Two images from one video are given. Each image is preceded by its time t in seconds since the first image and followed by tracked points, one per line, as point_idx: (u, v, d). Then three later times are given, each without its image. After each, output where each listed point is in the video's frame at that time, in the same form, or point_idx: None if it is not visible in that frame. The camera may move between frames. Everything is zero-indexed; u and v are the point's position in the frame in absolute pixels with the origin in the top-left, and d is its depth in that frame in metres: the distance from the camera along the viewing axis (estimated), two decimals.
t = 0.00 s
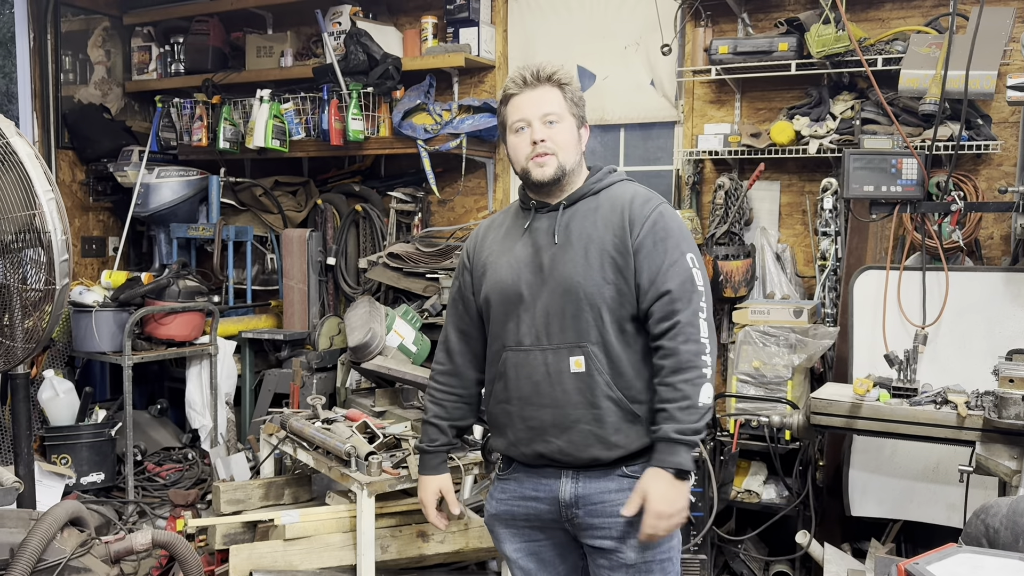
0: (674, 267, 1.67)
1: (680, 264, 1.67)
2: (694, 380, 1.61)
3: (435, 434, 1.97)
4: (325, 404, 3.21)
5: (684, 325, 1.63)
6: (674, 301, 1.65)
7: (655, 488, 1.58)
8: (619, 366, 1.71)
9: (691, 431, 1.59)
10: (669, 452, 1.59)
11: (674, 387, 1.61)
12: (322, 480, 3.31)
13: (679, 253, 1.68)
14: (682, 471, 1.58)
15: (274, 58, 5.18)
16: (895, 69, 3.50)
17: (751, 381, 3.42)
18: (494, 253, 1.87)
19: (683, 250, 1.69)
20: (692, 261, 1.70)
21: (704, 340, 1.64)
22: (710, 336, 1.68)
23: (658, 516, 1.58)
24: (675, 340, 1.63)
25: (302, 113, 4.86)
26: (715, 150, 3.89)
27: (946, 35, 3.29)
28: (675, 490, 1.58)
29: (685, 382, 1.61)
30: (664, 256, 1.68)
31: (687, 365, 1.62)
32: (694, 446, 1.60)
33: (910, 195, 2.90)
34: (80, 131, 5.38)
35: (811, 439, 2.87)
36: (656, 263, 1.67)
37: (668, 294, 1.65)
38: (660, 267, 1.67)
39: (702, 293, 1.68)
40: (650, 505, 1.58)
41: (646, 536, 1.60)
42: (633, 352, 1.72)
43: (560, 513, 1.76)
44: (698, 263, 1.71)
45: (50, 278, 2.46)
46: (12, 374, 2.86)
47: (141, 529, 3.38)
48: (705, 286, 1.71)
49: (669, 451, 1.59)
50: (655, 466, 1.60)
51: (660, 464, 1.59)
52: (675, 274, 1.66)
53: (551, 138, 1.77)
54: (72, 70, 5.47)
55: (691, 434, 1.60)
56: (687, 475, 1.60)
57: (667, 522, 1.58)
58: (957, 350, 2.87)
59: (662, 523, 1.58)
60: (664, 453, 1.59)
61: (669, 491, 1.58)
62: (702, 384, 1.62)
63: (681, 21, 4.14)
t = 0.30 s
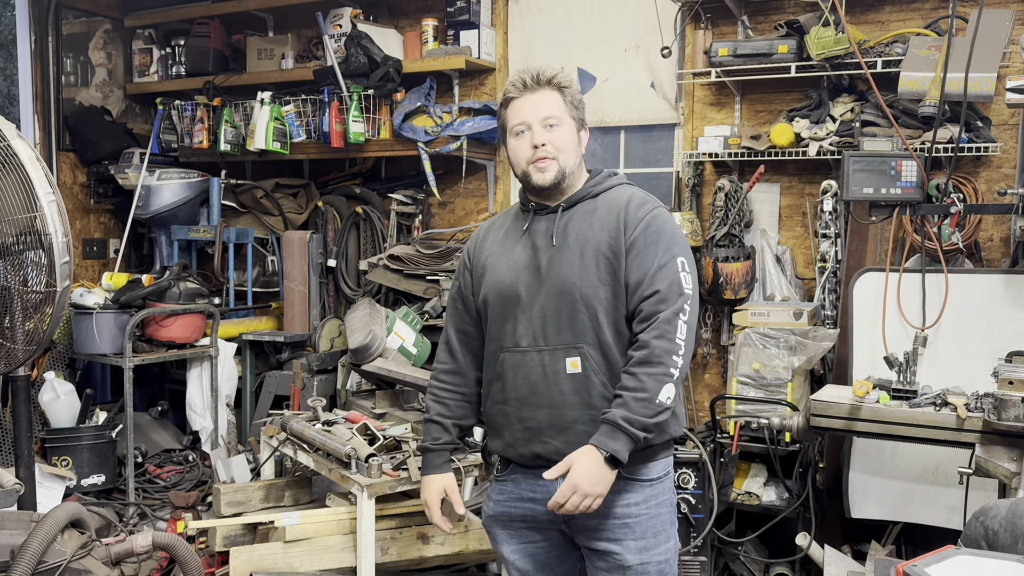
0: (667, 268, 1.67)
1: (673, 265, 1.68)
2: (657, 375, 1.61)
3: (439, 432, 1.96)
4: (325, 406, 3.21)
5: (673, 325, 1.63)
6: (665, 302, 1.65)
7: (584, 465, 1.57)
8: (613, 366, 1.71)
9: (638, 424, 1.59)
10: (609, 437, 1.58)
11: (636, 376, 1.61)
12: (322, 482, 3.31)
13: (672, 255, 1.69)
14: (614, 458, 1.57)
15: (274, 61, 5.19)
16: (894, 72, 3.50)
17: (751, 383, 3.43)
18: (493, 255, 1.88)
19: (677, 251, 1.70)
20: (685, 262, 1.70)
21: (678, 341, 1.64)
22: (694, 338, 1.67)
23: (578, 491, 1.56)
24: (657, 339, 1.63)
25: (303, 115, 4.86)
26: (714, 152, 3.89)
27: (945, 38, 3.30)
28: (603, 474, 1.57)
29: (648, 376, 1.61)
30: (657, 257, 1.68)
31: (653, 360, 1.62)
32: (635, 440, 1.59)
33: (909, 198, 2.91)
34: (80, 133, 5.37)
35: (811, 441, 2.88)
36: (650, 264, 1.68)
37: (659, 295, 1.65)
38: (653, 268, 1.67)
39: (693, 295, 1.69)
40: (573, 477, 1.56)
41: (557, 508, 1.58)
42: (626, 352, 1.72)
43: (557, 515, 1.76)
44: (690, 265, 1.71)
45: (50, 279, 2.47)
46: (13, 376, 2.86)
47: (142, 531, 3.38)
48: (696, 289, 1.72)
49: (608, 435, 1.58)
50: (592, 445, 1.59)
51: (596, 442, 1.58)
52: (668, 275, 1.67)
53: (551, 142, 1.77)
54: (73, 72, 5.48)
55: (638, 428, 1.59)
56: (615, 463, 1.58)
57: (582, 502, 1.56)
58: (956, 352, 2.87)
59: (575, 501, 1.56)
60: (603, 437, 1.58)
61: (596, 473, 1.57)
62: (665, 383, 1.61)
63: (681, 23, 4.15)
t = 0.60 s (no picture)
0: (667, 270, 1.68)
1: (675, 266, 1.68)
2: (674, 375, 1.62)
3: (436, 436, 1.97)
4: (325, 407, 3.21)
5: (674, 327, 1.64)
6: (665, 303, 1.65)
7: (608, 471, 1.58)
8: (612, 368, 1.71)
9: (655, 425, 1.61)
10: (630, 439, 1.60)
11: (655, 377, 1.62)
12: (322, 484, 3.32)
13: (672, 257, 1.69)
14: (637, 461, 1.59)
15: (275, 63, 5.19)
16: (893, 74, 3.51)
17: (750, 384, 3.43)
18: (491, 257, 1.88)
19: (676, 253, 1.70)
20: (685, 264, 1.70)
21: (693, 341, 1.65)
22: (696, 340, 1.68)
23: (603, 495, 1.57)
24: (660, 341, 1.63)
25: (303, 117, 4.87)
26: (714, 154, 3.89)
27: (944, 40, 3.30)
28: (625, 477, 1.59)
29: (666, 376, 1.62)
30: (656, 259, 1.69)
31: (666, 362, 1.62)
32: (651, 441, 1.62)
33: (909, 200, 2.91)
34: (81, 135, 5.39)
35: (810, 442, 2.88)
36: (649, 266, 1.69)
37: (659, 297, 1.66)
38: (653, 270, 1.68)
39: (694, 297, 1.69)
40: (598, 482, 1.57)
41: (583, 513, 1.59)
42: (626, 353, 1.73)
43: (554, 517, 1.76)
44: (690, 267, 1.72)
45: (51, 281, 2.47)
46: (13, 377, 2.86)
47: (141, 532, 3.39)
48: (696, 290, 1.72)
49: (628, 436, 1.60)
50: (611, 446, 1.60)
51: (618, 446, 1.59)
52: (667, 278, 1.67)
53: (547, 144, 1.78)
54: (74, 74, 5.50)
55: (654, 429, 1.61)
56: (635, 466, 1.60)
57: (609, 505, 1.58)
58: (955, 354, 2.88)
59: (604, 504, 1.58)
60: (625, 439, 1.60)
61: (619, 477, 1.58)
62: (683, 383, 1.63)
63: (681, 26, 4.15)
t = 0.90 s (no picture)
0: (668, 272, 1.68)
1: (673, 269, 1.69)
2: (666, 384, 1.62)
3: (434, 438, 1.98)
4: (326, 408, 3.22)
5: (675, 330, 1.64)
6: (666, 306, 1.65)
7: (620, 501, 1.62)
8: (612, 370, 1.72)
9: (660, 433, 1.59)
10: (636, 454, 1.60)
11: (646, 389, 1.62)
12: (323, 484, 3.32)
13: (672, 259, 1.70)
14: (645, 472, 1.59)
15: (276, 64, 5.19)
16: (894, 75, 3.51)
17: (751, 385, 3.43)
18: (492, 258, 1.89)
19: (676, 255, 1.71)
20: (685, 266, 1.71)
21: (682, 346, 1.65)
22: (698, 343, 1.68)
23: (625, 518, 1.61)
24: (662, 344, 1.64)
25: (304, 118, 4.87)
26: (715, 155, 3.89)
27: (945, 41, 3.31)
28: (640, 492, 1.60)
29: (657, 386, 1.62)
30: (657, 261, 1.69)
31: (668, 366, 1.63)
32: (663, 449, 1.60)
33: (909, 201, 2.91)
34: (82, 136, 5.39)
35: (811, 443, 2.89)
36: (650, 268, 1.69)
37: (660, 299, 1.66)
38: (654, 272, 1.68)
39: (694, 299, 1.69)
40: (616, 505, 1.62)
41: (621, 541, 1.63)
42: (626, 356, 1.73)
43: (557, 518, 1.77)
44: (690, 269, 1.72)
45: (53, 282, 2.48)
46: (15, 378, 2.86)
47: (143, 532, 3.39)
48: (696, 292, 1.72)
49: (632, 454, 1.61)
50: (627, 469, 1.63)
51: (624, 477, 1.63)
52: (668, 279, 1.67)
53: (548, 145, 1.78)
54: (75, 75, 5.51)
55: (662, 437, 1.60)
56: (655, 478, 1.61)
57: (640, 524, 1.60)
58: (956, 355, 2.88)
59: (636, 527, 1.61)
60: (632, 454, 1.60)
61: (629, 497, 1.61)
62: (676, 390, 1.62)
63: (682, 27, 4.16)
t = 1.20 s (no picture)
0: (672, 273, 1.69)
1: (676, 270, 1.69)
2: (683, 384, 1.62)
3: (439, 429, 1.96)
4: (327, 408, 3.22)
5: (680, 331, 1.65)
6: (671, 306, 1.66)
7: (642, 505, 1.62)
8: (615, 371, 1.72)
9: (680, 433, 1.60)
10: (657, 456, 1.61)
11: (662, 390, 1.63)
12: (325, 484, 3.32)
13: (676, 260, 1.70)
14: (667, 473, 1.59)
15: (277, 64, 5.19)
16: (895, 75, 3.52)
17: (752, 385, 3.43)
18: (494, 258, 1.89)
19: (680, 256, 1.72)
20: (689, 267, 1.71)
21: (693, 345, 1.66)
22: (702, 344, 1.69)
23: (651, 520, 1.61)
24: (669, 345, 1.64)
25: (305, 118, 4.87)
26: (716, 155, 3.88)
27: (946, 42, 3.31)
28: (663, 493, 1.61)
29: (674, 386, 1.63)
30: (661, 262, 1.70)
31: (674, 368, 1.63)
32: (683, 449, 1.61)
33: (910, 201, 2.92)
34: (84, 136, 5.41)
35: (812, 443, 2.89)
36: (654, 268, 1.69)
37: (666, 300, 1.67)
38: (658, 272, 1.69)
39: (698, 299, 1.70)
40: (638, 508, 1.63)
41: (645, 543, 1.64)
42: (628, 355, 1.73)
43: (558, 518, 1.77)
44: (694, 270, 1.73)
45: (55, 282, 2.49)
46: (17, 378, 2.87)
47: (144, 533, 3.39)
48: (700, 293, 1.73)
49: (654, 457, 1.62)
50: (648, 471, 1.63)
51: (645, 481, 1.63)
52: (672, 280, 1.68)
53: (550, 147, 1.78)
54: (77, 75, 5.52)
55: (682, 437, 1.60)
56: (678, 478, 1.61)
57: (668, 526, 1.61)
58: (957, 355, 2.88)
59: (663, 529, 1.62)
60: (654, 457, 1.61)
61: (654, 500, 1.61)
62: (692, 389, 1.63)
63: (682, 27, 4.16)
